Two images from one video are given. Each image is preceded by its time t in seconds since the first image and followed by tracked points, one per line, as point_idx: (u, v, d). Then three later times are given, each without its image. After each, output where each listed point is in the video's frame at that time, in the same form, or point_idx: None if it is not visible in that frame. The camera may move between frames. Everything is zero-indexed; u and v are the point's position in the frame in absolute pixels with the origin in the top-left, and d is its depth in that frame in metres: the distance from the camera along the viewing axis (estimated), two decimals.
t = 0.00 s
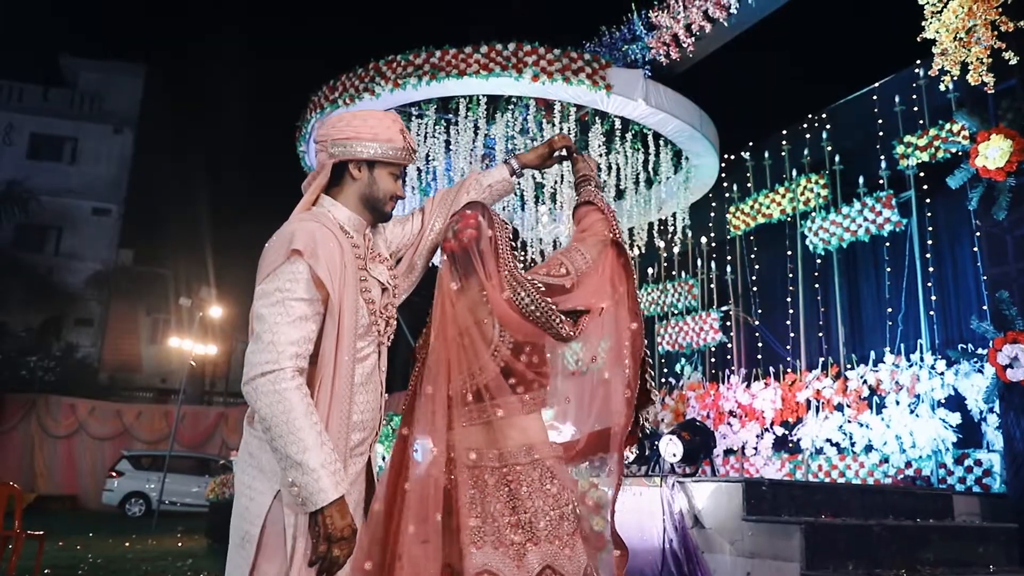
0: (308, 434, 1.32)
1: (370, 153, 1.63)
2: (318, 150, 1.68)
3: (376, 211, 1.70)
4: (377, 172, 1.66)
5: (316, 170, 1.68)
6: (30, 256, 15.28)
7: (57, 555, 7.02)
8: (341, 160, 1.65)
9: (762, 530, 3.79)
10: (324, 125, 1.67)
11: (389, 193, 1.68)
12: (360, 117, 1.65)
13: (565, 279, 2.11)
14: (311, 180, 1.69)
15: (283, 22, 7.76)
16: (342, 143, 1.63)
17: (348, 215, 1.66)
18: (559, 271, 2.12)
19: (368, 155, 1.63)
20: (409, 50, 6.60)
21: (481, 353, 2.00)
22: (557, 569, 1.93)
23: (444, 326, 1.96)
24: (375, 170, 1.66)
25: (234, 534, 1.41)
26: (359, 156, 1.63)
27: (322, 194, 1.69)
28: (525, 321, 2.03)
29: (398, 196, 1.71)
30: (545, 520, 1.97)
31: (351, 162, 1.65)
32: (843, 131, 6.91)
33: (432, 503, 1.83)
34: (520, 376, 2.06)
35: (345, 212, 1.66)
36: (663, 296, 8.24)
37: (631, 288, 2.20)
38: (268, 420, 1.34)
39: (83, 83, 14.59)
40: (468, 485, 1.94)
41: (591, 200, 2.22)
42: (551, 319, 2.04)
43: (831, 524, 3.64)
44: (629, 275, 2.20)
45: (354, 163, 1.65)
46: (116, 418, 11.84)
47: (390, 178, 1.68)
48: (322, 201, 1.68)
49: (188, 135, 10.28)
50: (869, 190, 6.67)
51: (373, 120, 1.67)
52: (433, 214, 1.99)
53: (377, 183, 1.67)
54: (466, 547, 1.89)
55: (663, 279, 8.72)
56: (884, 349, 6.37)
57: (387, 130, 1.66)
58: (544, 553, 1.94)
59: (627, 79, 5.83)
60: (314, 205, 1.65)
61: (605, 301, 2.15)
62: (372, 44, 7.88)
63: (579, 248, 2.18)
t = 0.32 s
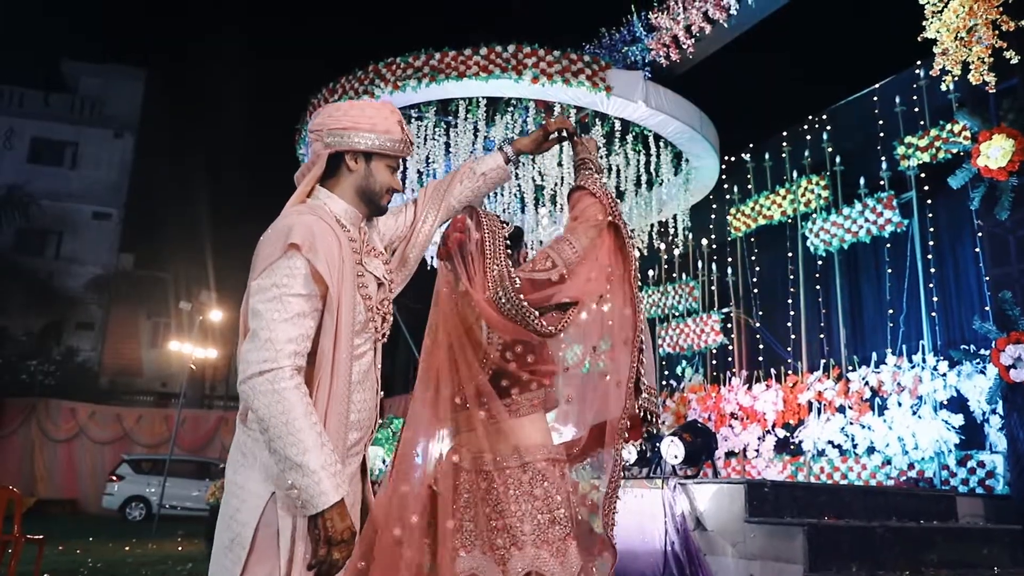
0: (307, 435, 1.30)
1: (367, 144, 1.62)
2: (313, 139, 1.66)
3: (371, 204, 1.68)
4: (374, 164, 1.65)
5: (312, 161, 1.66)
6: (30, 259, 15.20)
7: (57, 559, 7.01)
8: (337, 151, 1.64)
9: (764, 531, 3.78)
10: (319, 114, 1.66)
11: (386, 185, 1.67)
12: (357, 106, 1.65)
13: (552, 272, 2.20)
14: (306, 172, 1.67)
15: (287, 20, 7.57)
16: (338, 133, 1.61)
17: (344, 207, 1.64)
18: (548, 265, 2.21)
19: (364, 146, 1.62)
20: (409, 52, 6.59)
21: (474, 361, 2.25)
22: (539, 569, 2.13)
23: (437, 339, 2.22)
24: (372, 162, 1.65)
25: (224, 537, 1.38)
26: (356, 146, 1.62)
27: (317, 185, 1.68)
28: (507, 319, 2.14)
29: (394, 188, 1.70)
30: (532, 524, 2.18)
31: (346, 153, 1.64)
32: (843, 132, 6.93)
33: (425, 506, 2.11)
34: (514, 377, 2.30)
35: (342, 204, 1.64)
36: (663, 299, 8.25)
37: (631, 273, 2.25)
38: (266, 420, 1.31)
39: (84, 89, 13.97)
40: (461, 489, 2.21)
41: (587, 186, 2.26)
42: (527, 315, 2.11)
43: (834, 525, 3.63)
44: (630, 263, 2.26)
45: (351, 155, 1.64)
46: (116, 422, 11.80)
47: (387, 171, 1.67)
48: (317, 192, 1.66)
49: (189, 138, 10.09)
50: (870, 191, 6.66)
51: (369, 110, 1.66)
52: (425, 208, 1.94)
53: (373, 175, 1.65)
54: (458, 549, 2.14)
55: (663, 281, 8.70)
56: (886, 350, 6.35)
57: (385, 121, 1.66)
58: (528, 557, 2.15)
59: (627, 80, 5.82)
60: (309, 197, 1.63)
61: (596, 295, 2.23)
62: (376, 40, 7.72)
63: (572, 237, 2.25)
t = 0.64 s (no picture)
0: (305, 439, 1.29)
1: (360, 137, 1.61)
2: (306, 133, 1.65)
3: (366, 198, 1.68)
4: (368, 158, 1.65)
5: (305, 155, 1.65)
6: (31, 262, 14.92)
7: (57, 562, 7.00)
8: (330, 144, 1.63)
9: (767, 534, 3.76)
10: (311, 107, 1.65)
11: (380, 179, 1.67)
12: (351, 99, 1.64)
13: (540, 270, 2.31)
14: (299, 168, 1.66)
15: (287, 20, 7.52)
16: (331, 126, 1.61)
17: (338, 202, 1.64)
18: (539, 262, 2.32)
19: (358, 139, 1.61)
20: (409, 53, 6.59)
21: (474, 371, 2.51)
22: (526, 573, 2.27)
23: (446, 349, 2.54)
24: (366, 156, 1.65)
25: (216, 543, 1.37)
26: (349, 140, 1.61)
27: (311, 180, 1.67)
28: (493, 321, 2.34)
29: (389, 182, 1.70)
30: (523, 530, 2.31)
31: (341, 147, 1.64)
32: (846, 134, 6.88)
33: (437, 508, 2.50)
34: (512, 380, 2.45)
35: (336, 199, 1.64)
36: (664, 301, 8.47)
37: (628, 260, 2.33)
38: (262, 423, 1.30)
39: (86, 90, 13.71)
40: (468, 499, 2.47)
41: (578, 177, 2.35)
42: (505, 314, 2.28)
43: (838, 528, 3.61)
44: (624, 253, 2.33)
45: (345, 149, 1.64)
46: (116, 425, 11.77)
47: (381, 166, 1.67)
48: (311, 187, 1.65)
49: (190, 138, 10.05)
50: (872, 194, 6.63)
51: (360, 103, 1.65)
52: (418, 209, 1.95)
53: (367, 169, 1.65)
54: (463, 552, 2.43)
55: (664, 284, 8.69)
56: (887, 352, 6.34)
57: (380, 113, 1.65)
58: (518, 562, 2.29)
59: (627, 82, 5.81)
60: (303, 192, 1.63)
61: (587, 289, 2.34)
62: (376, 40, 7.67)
63: (563, 231, 2.35)
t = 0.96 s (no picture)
0: (301, 441, 1.27)
1: (357, 131, 1.60)
2: (302, 126, 1.65)
3: (363, 193, 1.67)
4: (367, 152, 1.64)
5: (302, 148, 1.64)
6: (31, 265, 14.51)
7: (57, 566, 6.98)
8: (327, 137, 1.62)
9: (773, 537, 3.73)
10: (308, 99, 1.64)
11: (378, 174, 1.66)
12: (349, 92, 1.63)
13: (523, 273, 2.32)
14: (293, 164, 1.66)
15: (287, 19, 7.41)
16: (327, 119, 1.60)
17: (334, 196, 1.63)
18: (525, 264, 2.32)
19: (356, 133, 1.60)
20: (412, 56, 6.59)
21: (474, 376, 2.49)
22: None
23: (454, 363, 2.52)
24: (364, 150, 1.64)
25: (209, 549, 1.35)
26: (347, 133, 1.60)
27: (306, 175, 1.67)
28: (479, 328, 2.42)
29: (388, 177, 1.69)
30: (518, 535, 2.33)
31: (337, 141, 1.63)
32: (848, 137, 6.90)
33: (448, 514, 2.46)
34: (510, 386, 2.45)
35: (332, 194, 1.63)
36: (666, 304, 8.40)
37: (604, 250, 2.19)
38: (258, 425, 1.29)
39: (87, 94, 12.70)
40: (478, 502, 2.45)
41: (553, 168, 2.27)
42: (485, 323, 2.35)
43: (843, 530, 3.58)
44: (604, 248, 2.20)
45: (342, 142, 1.63)
46: (116, 428, 11.75)
47: (380, 160, 1.66)
48: (308, 181, 1.65)
49: (190, 138, 9.96)
50: (875, 195, 6.65)
51: (360, 95, 1.64)
52: (411, 211, 1.95)
53: (366, 164, 1.64)
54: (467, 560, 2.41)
55: (666, 286, 8.68)
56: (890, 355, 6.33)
57: (379, 107, 1.64)
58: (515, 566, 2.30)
59: (629, 84, 5.79)
60: (298, 185, 1.63)
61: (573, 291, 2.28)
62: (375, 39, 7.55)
63: (547, 229, 2.30)
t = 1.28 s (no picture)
0: (298, 445, 1.25)
1: (359, 127, 1.60)
2: (303, 122, 1.64)
3: (365, 190, 1.67)
4: (369, 149, 1.64)
5: (302, 143, 1.63)
6: (31, 268, 14.35)
7: (58, 570, 6.97)
8: (329, 133, 1.62)
9: (779, 540, 3.71)
10: (309, 95, 1.64)
11: (380, 172, 1.67)
12: (352, 87, 1.63)
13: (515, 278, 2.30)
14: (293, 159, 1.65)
15: (285, 19, 7.29)
16: (330, 115, 1.60)
17: (335, 192, 1.63)
18: (517, 270, 2.30)
19: (357, 129, 1.60)
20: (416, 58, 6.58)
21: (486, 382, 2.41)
22: None
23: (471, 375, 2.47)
24: (367, 147, 1.64)
25: (205, 557, 1.34)
26: (348, 129, 1.60)
27: (307, 171, 1.66)
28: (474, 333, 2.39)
29: (389, 175, 1.69)
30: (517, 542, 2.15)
31: (339, 136, 1.63)
32: (851, 140, 7.11)
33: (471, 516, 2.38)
34: (511, 392, 2.37)
35: (333, 191, 1.63)
36: (668, 306, 8.29)
37: (577, 244, 2.15)
38: (257, 426, 1.27)
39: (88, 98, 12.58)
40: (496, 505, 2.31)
41: (538, 167, 2.27)
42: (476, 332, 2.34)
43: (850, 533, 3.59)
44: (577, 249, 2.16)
45: (344, 138, 1.62)
46: (117, 431, 11.73)
47: (381, 157, 1.67)
48: (308, 177, 1.64)
49: (192, 140, 9.95)
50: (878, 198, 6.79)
51: (361, 90, 1.64)
52: (406, 215, 1.95)
53: (368, 160, 1.65)
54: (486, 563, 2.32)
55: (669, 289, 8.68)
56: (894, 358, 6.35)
57: (382, 103, 1.65)
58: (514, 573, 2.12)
59: (632, 87, 5.79)
60: (299, 181, 1.62)
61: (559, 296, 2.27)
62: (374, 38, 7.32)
63: (535, 231, 2.28)
